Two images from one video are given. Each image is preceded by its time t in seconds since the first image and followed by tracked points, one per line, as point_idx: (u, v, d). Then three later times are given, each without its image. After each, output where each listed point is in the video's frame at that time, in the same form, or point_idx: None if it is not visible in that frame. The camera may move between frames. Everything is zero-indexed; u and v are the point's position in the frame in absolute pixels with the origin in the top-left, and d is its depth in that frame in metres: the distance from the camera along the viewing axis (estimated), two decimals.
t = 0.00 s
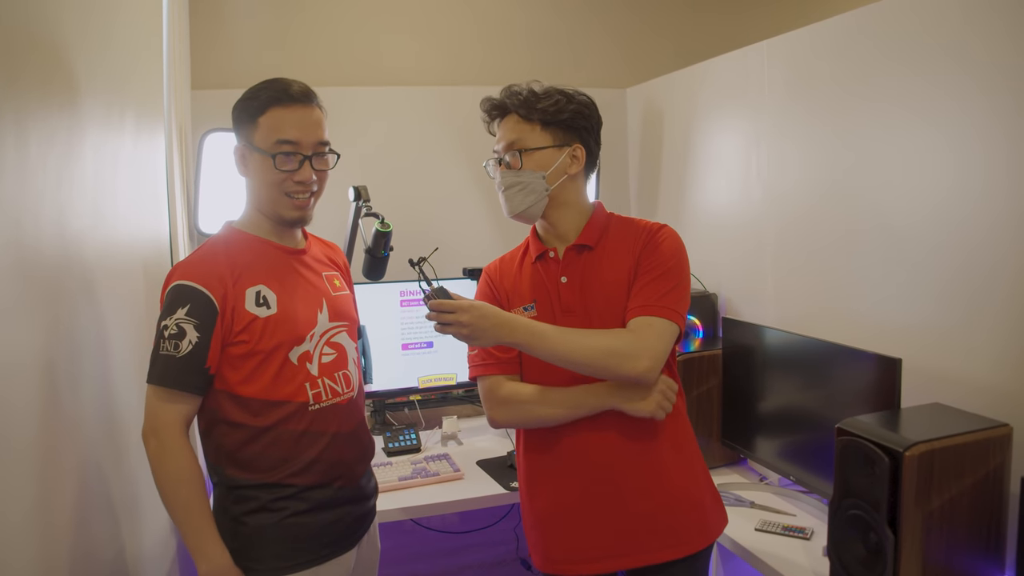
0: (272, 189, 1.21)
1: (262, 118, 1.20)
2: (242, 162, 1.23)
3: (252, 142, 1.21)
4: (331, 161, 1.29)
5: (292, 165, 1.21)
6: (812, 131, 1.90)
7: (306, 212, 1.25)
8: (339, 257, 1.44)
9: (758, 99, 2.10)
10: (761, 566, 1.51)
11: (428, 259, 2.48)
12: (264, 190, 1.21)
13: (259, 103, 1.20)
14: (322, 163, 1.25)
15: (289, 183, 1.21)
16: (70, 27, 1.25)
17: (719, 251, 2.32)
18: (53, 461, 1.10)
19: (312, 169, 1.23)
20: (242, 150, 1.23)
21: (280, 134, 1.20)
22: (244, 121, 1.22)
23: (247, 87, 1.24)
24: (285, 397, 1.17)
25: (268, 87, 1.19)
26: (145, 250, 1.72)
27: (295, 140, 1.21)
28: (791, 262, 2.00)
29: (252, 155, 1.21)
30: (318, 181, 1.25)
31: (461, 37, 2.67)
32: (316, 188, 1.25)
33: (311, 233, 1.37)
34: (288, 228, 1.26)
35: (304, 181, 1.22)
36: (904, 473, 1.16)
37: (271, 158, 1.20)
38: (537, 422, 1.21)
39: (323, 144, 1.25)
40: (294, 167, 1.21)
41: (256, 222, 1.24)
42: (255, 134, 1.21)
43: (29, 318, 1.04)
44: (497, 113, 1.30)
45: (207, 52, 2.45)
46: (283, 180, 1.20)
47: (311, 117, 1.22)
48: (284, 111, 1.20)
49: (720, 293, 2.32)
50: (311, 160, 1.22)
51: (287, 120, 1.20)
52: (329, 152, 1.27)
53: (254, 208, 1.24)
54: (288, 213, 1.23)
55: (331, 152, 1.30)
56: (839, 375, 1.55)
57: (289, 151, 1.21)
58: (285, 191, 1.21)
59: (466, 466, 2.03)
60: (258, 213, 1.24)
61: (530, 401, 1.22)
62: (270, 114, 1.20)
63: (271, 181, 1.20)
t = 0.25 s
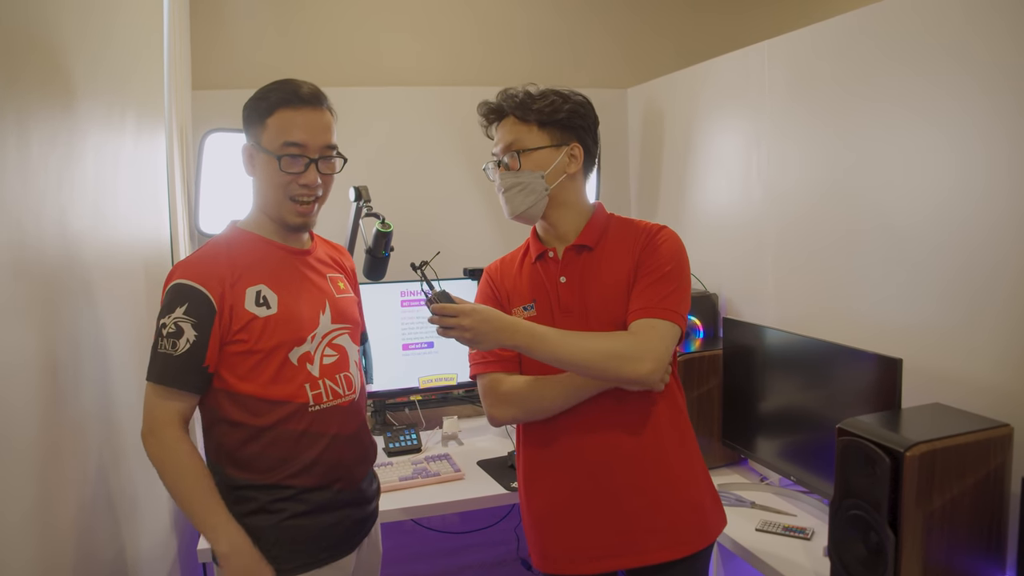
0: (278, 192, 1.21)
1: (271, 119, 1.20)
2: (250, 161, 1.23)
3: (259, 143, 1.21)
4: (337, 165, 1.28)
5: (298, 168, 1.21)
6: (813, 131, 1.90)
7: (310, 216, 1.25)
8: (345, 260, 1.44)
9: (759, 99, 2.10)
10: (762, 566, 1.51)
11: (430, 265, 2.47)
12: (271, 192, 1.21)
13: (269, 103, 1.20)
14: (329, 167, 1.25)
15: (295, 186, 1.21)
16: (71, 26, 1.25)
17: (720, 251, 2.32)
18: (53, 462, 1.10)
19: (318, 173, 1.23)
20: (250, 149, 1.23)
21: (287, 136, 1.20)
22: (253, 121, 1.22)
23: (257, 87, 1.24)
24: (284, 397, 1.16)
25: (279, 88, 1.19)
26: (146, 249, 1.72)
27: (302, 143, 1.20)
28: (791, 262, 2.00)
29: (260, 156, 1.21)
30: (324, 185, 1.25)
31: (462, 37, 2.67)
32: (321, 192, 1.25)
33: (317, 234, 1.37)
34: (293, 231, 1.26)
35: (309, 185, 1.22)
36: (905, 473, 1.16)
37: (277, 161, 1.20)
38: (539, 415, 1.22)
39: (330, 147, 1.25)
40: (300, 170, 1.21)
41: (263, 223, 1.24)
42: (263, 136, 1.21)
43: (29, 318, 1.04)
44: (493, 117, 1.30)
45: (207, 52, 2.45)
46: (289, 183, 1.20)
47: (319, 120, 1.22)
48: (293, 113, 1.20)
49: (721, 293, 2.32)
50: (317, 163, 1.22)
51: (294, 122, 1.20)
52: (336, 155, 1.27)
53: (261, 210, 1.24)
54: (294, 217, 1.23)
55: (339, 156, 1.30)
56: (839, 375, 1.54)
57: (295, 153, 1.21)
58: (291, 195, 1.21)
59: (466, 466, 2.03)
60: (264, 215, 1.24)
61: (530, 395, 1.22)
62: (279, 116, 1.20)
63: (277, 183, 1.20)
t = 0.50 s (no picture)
0: (278, 191, 1.21)
1: (271, 118, 1.20)
2: (251, 162, 1.23)
3: (259, 143, 1.21)
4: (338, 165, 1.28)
5: (300, 168, 1.20)
6: (813, 131, 1.90)
7: (311, 216, 1.24)
8: (348, 261, 1.44)
9: (760, 99, 2.10)
10: (763, 566, 1.51)
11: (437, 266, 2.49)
12: (271, 192, 1.21)
13: (269, 102, 1.20)
14: (330, 166, 1.25)
15: (295, 185, 1.20)
16: (71, 26, 1.25)
17: (720, 251, 2.32)
18: (53, 462, 1.10)
19: (319, 173, 1.22)
20: (250, 149, 1.23)
21: (288, 136, 1.20)
22: (253, 120, 1.22)
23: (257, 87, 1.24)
24: (282, 397, 1.16)
25: (279, 88, 1.19)
26: (146, 249, 1.72)
27: (303, 143, 1.20)
28: (792, 262, 2.00)
29: (260, 156, 1.21)
30: (325, 185, 1.24)
31: (462, 37, 2.67)
32: (322, 193, 1.25)
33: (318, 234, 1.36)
34: (294, 231, 1.26)
35: (310, 185, 1.21)
36: (906, 473, 1.16)
37: (277, 160, 1.20)
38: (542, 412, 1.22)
39: (331, 147, 1.25)
40: (301, 169, 1.20)
41: (264, 222, 1.24)
42: (264, 136, 1.21)
43: (29, 318, 1.04)
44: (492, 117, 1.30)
45: (207, 51, 2.45)
46: (290, 183, 1.20)
47: (321, 120, 1.23)
48: (293, 113, 1.20)
49: (721, 293, 2.32)
50: (318, 164, 1.22)
51: (296, 123, 1.20)
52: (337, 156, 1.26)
53: (262, 210, 1.24)
54: (295, 216, 1.22)
55: (340, 157, 1.30)
56: (840, 375, 1.55)
57: (296, 154, 1.20)
58: (291, 194, 1.21)
59: (466, 466, 2.03)
60: (265, 215, 1.24)
61: (532, 392, 1.22)
62: (279, 115, 1.20)
63: (277, 182, 1.20)
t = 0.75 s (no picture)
0: (278, 195, 1.21)
1: (271, 120, 1.20)
2: (250, 163, 1.23)
3: (259, 145, 1.21)
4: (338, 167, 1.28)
5: (300, 171, 1.20)
6: (813, 131, 1.90)
7: (311, 218, 1.25)
8: (347, 260, 1.45)
9: (760, 99, 2.10)
10: (763, 567, 1.51)
11: (444, 267, 2.51)
12: (271, 195, 1.21)
13: (269, 104, 1.20)
14: (330, 168, 1.24)
15: (295, 189, 1.20)
16: (71, 25, 1.25)
17: (721, 251, 2.32)
18: (53, 462, 1.10)
19: (319, 176, 1.22)
20: (250, 151, 1.22)
21: (287, 139, 1.19)
22: (253, 122, 1.21)
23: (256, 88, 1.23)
24: (285, 398, 1.16)
25: (278, 90, 1.19)
26: (147, 249, 1.72)
27: (302, 146, 1.20)
28: (792, 262, 2.00)
29: (259, 158, 1.21)
30: (325, 188, 1.24)
31: (462, 37, 2.67)
32: (322, 195, 1.25)
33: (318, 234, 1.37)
34: (293, 232, 1.26)
35: (310, 188, 1.21)
36: (906, 474, 1.16)
37: (277, 163, 1.20)
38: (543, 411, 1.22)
39: (331, 149, 1.24)
40: (301, 172, 1.20)
41: (263, 224, 1.24)
42: (263, 139, 1.21)
43: (29, 318, 1.04)
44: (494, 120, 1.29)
45: (207, 51, 2.45)
46: (289, 186, 1.20)
47: (320, 122, 1.22)
48: (293, 115, 1.20)
49: (721, 293, 2.32)
50: (318, 167, 1.21)
51: (295, 126, 1.19)
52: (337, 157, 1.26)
53: (261, 211, 1.24)
54: (294, 219, 1.23)
55: (340, 158, 1.29)
56: (840, 376, 1.55)
57: (296, 157, 1.20)
58: (291, 198, 1.21)
59: (467, 466, 2.03)
60: (265, 216, 1.24)
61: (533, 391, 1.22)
62: (279, 118, 1.19)
63: (278, 185, 1.20)
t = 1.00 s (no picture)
0: (274, 196, 1.21)
1: (266, 122, 1.20)
2: (246, 165, 1.23)
3: (255, 147, 1.21)
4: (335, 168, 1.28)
5: (296, 172, 1.20)
6: (813, 131, 1.90)
7: (308, 219, 1.25)
8: (342, 259, 1.45)
9: (760, 99, 2.10)
10: (763, 567, 1.51)
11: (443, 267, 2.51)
12: (267, 196, 1.21)
13: (264, 106, 1.19)
14: (326, 169, 1.24)
15: (291, 191, 1.21)
16: (70, 25, 1.24)
17: (720, 251, 2.32)
18: (53, 462, 1.10)
19: (315, 177, 1.22)
20: (247, 153, 1.22)
21: (283, 141, 1.19)
22: (249, 124, 1.21)
23: (252, 89, 1.23)
24: (288, 397, 1.16)
25: (273, 91, 1.19)
26: (147, 250, 1.73)
27: (298, 148, 1.20)
28: (792, 262, 2.00)
29: (255, 160, 1.21)
30: (321, 188, 1.24)
31: (462, 37, 2.67)
32: (319, 196, 1.25)
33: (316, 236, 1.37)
34: (290, 233, 1.26)
35: (307, 189, 1.21)
36: (906, 474, 1.16)
37: (273, 165, 1.20)
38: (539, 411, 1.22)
39: (327, 150, 1.24)
40: (297, 174, 1.20)
41: (259, 225, 1.24)
42: (259, 140, 1.21)
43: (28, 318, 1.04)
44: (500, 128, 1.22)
45: (208, 51, 2.45)
46: (286, 187, 1.20)
47: (316, 123, 1.22)
48: (288, 117, 1.20)
49: (721, 293, 2.32)
50: (314, 167, 1.22)
51: (290, 127, 1.19)
52: (333, 158, 1.26)
53: (257, 212, 1.24)
54: (291, 220, 1.23)
55: (335, 158, 1.30)
56: (839, 376, 1.55)
57: (292, 159, 1.20)
58: (288, 200, 1.21)
59: (466, 466, 2.03)
60: (261, 218, 1.24)
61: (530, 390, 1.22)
62: (275, 120, 1.19)
63: (275, 188, 1.20)
